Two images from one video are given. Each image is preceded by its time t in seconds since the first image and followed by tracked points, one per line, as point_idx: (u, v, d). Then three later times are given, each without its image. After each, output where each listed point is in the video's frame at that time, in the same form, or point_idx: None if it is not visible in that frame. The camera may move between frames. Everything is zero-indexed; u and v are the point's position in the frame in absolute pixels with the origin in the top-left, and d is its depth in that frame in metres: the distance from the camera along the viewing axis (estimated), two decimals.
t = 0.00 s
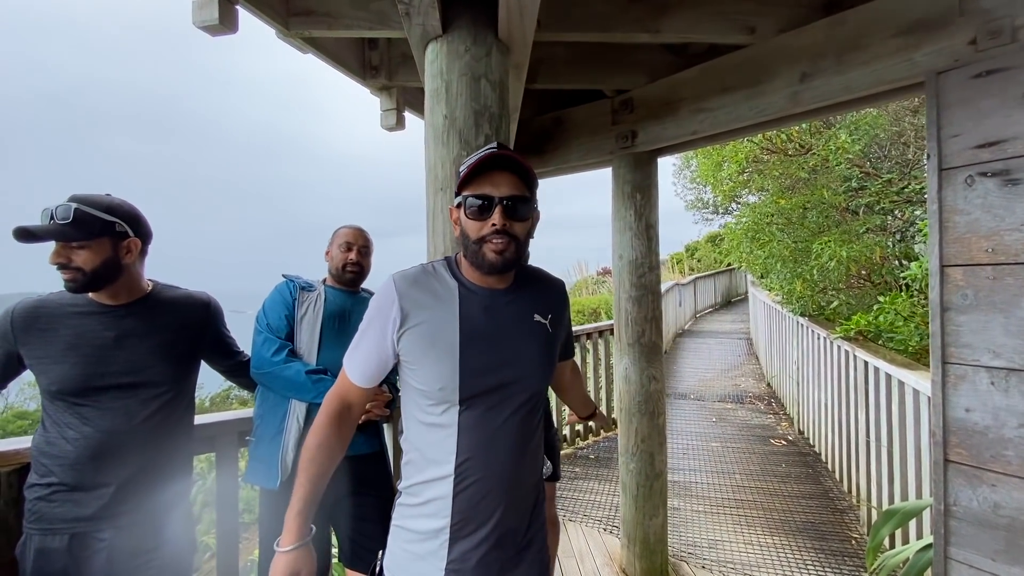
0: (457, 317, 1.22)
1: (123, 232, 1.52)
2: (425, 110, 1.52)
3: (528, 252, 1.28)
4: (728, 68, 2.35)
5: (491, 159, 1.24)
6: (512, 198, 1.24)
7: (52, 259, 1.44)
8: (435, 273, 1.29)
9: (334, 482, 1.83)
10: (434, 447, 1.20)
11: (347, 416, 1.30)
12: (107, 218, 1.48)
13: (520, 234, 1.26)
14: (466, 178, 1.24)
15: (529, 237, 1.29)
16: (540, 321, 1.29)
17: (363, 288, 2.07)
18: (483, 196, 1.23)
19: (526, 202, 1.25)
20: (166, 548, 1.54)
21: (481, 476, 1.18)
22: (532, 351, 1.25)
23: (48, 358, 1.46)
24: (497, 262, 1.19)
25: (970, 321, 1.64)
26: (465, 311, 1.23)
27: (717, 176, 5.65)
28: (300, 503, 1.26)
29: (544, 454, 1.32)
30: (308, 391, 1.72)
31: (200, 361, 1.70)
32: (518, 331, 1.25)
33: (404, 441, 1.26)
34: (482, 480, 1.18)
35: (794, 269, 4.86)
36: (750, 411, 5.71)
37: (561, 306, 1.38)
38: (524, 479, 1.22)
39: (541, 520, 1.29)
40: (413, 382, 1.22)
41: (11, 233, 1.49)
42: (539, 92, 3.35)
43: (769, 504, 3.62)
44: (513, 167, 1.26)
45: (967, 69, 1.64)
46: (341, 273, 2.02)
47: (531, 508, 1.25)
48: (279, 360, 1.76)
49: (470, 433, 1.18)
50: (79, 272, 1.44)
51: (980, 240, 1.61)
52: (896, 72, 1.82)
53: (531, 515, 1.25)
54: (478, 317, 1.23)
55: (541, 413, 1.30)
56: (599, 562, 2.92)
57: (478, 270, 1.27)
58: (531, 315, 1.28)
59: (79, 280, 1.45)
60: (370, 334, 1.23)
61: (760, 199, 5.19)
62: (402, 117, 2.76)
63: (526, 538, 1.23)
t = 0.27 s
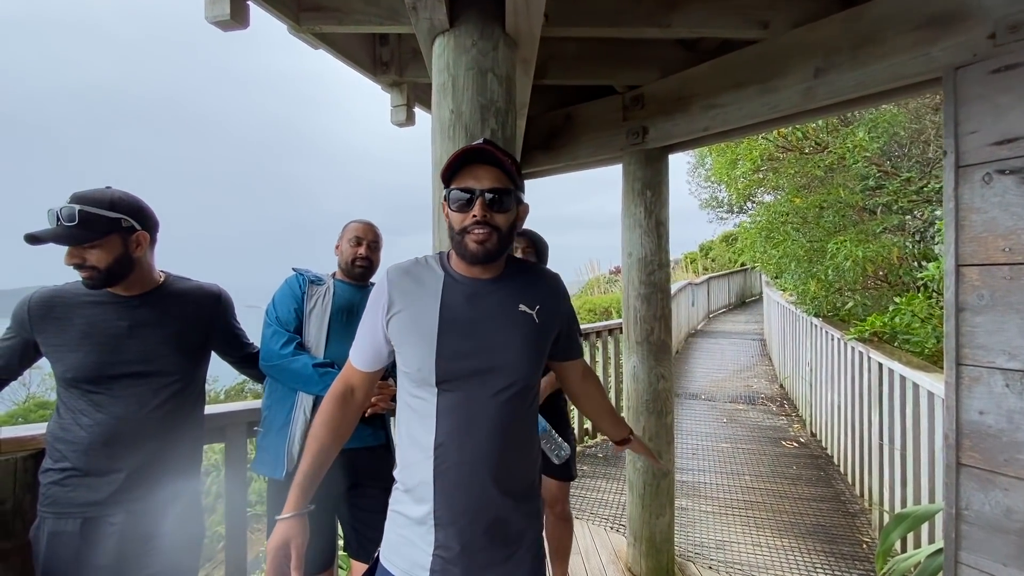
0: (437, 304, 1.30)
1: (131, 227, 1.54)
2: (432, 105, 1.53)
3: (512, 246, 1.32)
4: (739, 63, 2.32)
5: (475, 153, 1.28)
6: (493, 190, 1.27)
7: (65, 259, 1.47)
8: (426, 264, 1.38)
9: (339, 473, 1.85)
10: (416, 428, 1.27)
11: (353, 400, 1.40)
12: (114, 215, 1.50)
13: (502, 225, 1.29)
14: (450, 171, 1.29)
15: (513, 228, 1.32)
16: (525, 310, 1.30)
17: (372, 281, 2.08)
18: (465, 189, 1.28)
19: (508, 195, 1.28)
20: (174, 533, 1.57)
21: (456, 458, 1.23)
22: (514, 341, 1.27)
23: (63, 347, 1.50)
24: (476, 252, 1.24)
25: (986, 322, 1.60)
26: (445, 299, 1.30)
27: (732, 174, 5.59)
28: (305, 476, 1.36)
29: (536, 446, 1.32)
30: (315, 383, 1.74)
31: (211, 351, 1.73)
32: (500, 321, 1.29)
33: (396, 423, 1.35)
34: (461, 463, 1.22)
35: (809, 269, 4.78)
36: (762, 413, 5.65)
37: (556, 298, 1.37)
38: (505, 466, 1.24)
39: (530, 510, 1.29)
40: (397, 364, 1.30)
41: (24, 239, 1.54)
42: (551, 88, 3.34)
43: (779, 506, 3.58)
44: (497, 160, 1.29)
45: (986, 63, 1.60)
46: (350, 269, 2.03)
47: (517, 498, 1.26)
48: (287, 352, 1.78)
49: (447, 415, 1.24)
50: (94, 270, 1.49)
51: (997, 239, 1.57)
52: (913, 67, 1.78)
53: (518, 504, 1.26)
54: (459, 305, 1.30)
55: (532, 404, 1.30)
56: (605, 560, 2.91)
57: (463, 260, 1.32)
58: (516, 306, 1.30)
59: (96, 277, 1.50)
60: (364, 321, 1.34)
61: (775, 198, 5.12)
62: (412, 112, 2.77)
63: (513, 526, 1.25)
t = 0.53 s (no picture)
0: (427, 297, 1.33)
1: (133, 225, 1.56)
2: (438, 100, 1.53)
3: (503, 237, 1.34)
4: (752, 59, 2.29)
5: (465, 147, 1.32)
6: (483, 181, 1.30)
7: (74, 262, 1.50)
8: (421, 259, 1.41)
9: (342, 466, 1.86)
10: (408, 418, 1.31)
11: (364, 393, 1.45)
12: (116, 215, 1.52)
13: (493, 216, 1.32)
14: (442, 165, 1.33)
15: (504, 220, 1.34)
16: (513, 303, 1.30)
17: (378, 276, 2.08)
18: (457, 181, 1.31)
19: (497, 187, 1.31)
20: (179, 522, 1.60)
21: (444, 448, 1.25)
22: (500, 333, 1.28)
23: (74, 337, 1.53)
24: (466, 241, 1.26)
25: (1003, 325, 1.55)
26: (435, 292, 1.32)
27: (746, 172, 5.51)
28: (321, 463, 1.41)
29: (529, 439, 1.32)
30: (319, 377, 1.75)
31: (219, 344, 1.75)
32: (487, 313, 1.30)
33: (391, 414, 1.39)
34: (447, 454, 1.24)
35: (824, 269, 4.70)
36: (774, 414, 5.58)
37: (549, 290, 1.36)
38: (494, 457, 1.24)
39: (521, 503, 1.29)
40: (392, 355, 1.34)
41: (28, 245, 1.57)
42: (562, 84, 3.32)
43: (788, 509, 3.54)
44: (488, 153, 1.32)
45: (1009, 58, 1.55)
46: (355, 264, 2.05)
47: (508, 488, 1.26)
48: (293, 346, 1.80)
49: (434, 405, 1.27)
50: (105, 270, 1.52)
51: (1016, 240, 1.52)
52: (932, 63, 1.73)
53: (506, 497, 1.26)
54: (450, 298, 1.32)
55: (525, 397, 1.30)
56: (610, 558, 2.90)
57: (455, 252, 1.35)
58: (504, 298, 1.31)
59: (107, 278, 1.53)
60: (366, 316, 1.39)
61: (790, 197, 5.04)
62: (422, 108, 2.78)
63: (504, 517, 1.26)
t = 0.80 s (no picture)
0: (433, 292, 1.32)
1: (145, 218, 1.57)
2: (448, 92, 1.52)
3: (506, 232, 1.32)
4: (769, 52, 2.24)
5: (468, 142, 1.31)
6: (485, 176, 1.29)
7: (89, 256, 1.53)
8: (427, 253, 1.41)
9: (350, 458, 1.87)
10: (416, 413, 1.31)
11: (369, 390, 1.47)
12: (127, 209, 1.54)
13: (496, 212, 1.30)
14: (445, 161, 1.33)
15: (509, 215, 1.32)
16: (521, 299, 1.29)
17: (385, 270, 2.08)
18: (459, 177, 1.31)
19: (500, 181, 1.29)
20: (186, 512, 1.62)
21: (452, 444, 1.24)
22: (508, 329, 1.27)
23: (87, 327, 1.56)
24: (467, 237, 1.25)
25: None
26: (441, 287, 1.32)
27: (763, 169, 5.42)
28: (324, 458, 1.44)
29: (535, 435, 1.31)
30: (327, 369, 1.75)
31: (230, 337, 1.76)
32: (495, 309, 1.29)
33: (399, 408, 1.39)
34: (455, 448, 1.24)
35: (841, 268, 4.61)
36: (787, 416, 5.50)
37: (557, 285, 1.34)
38: (500, 454, 1.24)
39: (527, 498, 1.28)
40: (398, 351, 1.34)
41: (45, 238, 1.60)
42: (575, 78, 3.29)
43: (800, 512, 3.48)
44: (490, 147, 1.31)
45: None
46: (363, 258, 2.05)
47: (516, 484, 1.26)
48: (301, 338, 1.81)
49: (442, 401, 1.27)
50: (119, 264, 1.54)
51: None
52: (957, 54, 1.68)
53: (513, 492, 1.26)
54: (456, 293, 1.31)
55: (532, 393, 1.29)
56: (617, 556, 2.88)
57: (458, 248, 1.34)
58: (512, 293, 1.30)
59: (121, 271, 1.55)
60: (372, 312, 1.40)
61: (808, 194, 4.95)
62: (433, 102, 2.78)
63: (510, 512, 1.25)
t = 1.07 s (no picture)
0: (453, 289, 1.30)
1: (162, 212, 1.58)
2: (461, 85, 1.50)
3: (527, 227, 1.31)
4: (791, 44, 2.18)
5: (488, 134, 1.29)
6: (507, 170, 1.28)
7: (108, 251, 1.54)
8: (442, 248, 1.38)
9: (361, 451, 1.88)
10: (434, 413, 1.28)
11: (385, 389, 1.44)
12: (144, 204, 1.55)
13: (517, 206, 1.29)
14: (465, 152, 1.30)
15: (529, 209, 1.31)
16: (543, 297, 1.28)
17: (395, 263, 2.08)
18: (479, 169, 1.29)
19: (522, 175, 1.28)
20: (202, 501, 1.64)
21: (475, 443, 1.22)
22: (531, 327, 1.26)
23: (105, 317, 1.58)
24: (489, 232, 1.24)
25: None
26: (461, 283, 1.30)
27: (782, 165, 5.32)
28: (345, 464, 1.41)
29: (553, 433, 1.31)
30: (339, 362, 1.76)
31: (244, 329, 1.77)
32: (517, 307, 1.28)
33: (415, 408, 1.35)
34: (479, 448, 1.22)
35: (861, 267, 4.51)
36: (803, 416, 5.41)
37: (575, 284, 1.35)
38: (524, 452, 1.23)
39: (548, 493, 1.29)
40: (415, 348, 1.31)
41: (63, 233, 1.63)
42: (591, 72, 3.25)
43: (816, 514, 3.43)
44: (511, 139, 1.29)
45: None
46: (373, 250, 2.05)
47: (536, 483, 1.26)
48: (313, 331, 1.82)
49: (464, 400, 1.24)
50: (135, 259, 1.55)
51: None
52: (988, 46, 1.62)
53: (535, 490, 1.26)
54: (477, 291, 1.29)
55: (552, 391, 1.29)
56: (628, 554, 2.86)
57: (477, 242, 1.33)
58: (533, 292, 1.29)
59: (137, 265, 1.57)
60: (385, 309, 1.37)
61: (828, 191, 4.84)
62: (447, 97, 2.77)
63: (529, 511, 1.25)
